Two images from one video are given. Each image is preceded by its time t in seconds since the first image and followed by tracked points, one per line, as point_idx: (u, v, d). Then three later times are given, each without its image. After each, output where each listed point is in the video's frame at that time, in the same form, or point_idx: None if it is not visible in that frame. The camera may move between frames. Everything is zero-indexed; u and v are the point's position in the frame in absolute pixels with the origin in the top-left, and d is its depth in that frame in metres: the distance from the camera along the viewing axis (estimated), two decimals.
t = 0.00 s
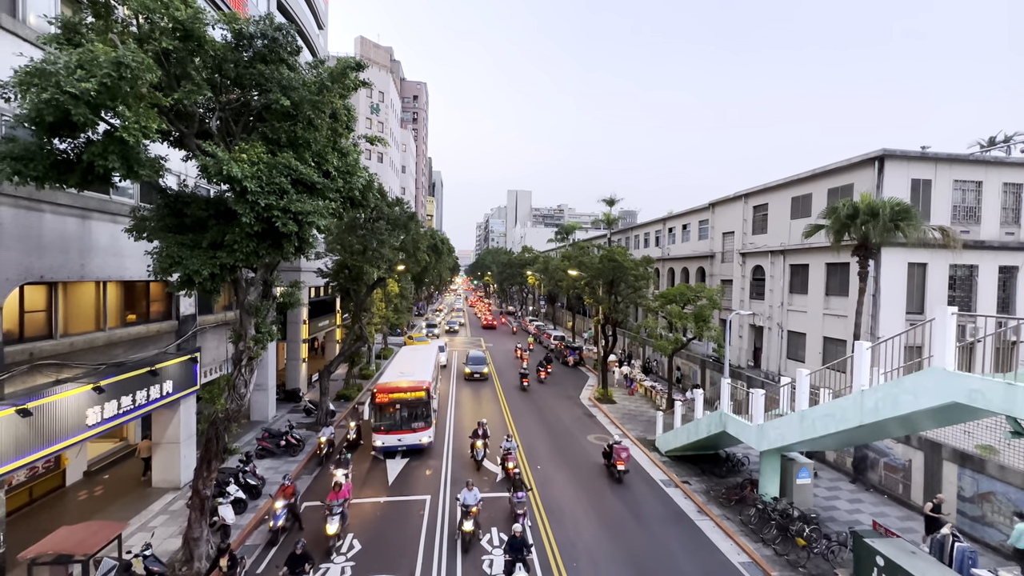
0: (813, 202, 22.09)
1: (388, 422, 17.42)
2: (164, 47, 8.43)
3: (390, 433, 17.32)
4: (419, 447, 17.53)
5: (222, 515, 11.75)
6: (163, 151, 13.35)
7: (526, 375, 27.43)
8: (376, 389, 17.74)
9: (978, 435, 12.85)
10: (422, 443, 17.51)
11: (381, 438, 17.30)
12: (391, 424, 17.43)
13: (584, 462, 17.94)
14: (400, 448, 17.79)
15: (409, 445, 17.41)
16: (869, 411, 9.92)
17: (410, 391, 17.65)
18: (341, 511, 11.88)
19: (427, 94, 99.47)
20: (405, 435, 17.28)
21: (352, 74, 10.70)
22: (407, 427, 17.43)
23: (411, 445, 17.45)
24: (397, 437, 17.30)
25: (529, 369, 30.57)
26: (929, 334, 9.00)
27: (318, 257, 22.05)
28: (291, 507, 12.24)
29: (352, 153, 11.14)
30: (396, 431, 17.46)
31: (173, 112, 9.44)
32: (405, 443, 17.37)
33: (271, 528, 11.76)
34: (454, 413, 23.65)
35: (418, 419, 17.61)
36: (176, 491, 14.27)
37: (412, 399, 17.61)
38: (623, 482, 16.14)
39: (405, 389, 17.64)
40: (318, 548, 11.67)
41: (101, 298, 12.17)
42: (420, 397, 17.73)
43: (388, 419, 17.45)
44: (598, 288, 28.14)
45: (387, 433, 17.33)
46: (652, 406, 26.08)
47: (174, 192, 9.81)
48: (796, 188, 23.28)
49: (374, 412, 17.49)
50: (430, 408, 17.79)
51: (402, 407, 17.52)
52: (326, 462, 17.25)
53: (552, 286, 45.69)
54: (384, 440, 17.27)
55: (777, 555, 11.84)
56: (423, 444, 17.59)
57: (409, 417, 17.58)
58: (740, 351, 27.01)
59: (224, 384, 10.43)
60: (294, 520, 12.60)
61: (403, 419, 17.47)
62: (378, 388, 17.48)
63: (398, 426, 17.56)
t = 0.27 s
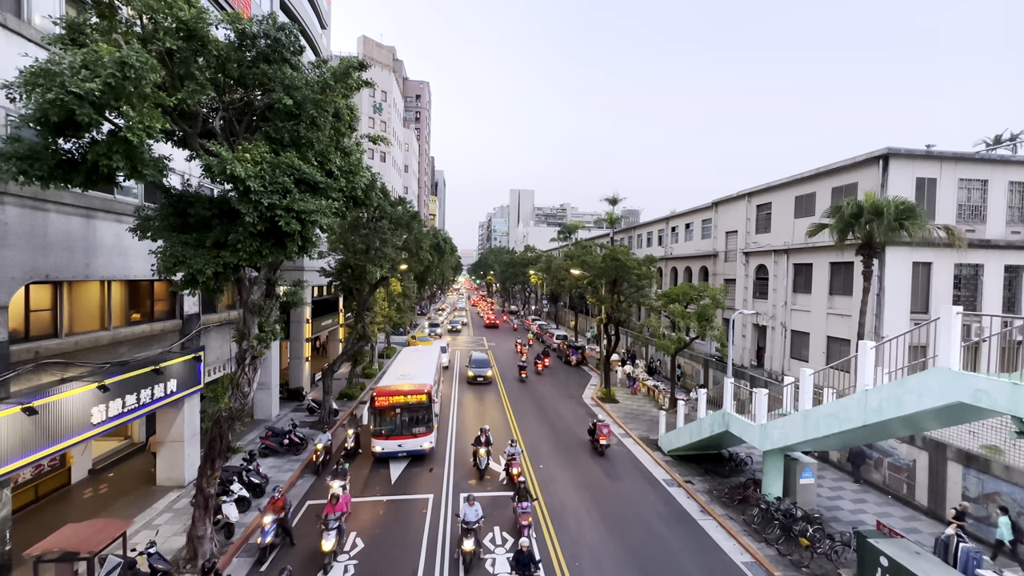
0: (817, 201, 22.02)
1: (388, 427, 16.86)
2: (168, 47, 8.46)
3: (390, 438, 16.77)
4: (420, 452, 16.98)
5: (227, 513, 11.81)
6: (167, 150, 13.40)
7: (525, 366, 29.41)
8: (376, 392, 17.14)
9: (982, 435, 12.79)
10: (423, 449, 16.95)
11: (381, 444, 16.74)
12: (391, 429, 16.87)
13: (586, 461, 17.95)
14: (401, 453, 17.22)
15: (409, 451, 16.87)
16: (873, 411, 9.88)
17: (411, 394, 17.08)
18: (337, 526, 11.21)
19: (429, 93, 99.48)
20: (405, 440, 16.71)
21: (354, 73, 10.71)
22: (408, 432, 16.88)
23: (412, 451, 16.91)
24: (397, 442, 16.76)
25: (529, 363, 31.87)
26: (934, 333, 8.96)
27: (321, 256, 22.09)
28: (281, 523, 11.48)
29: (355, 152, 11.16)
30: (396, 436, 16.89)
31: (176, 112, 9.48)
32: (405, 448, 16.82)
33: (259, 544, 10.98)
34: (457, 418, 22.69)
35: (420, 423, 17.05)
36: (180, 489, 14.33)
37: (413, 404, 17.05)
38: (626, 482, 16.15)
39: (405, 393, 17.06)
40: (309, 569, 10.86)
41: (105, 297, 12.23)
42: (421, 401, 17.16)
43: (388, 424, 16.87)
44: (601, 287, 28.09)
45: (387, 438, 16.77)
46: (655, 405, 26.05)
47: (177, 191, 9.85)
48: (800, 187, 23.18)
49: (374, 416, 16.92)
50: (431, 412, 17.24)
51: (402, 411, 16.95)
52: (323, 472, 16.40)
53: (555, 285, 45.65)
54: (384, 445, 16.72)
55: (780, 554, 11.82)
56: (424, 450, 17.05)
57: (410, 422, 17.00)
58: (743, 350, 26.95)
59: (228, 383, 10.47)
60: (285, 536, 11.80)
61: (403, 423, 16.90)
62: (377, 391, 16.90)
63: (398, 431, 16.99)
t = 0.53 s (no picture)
0: (821, 200, 21.94)
1: (387, 432, 16.21)
2: (171, 47, 8.50)
3: (391, 444, 16.11)
4: (421, 459, 16.35)
5: (230, 512, 11.87)
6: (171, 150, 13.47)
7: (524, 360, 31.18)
8: (375, 396, 16.47)
9: (988, 436, 12.73)
10: (425, 455, 16.32)
11: (381, 450, 16.08)
12: (391, 434, 16.22)
13: (589, 461, 17.95)
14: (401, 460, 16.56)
15: (410, 458, 16.23)
16: (877, 412, 9.85)
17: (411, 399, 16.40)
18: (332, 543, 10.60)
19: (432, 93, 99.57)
20: (406, 446, 16.06)
21: (357, 73, 10.74)
22: (408, 438, 16.23)
23: (413, 458, 16.27)
24: (398, 449, 16.10)
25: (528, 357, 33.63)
26: (939, 333, 8.92)
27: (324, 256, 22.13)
28: (269, 539, 10.68)
29: (358, 152, 11.18)
30: (396, 441, 16.22)
31: (180, 112, 9.52)
32: (406, 455, 16.18)
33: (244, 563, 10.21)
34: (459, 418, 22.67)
35: (421, 429, 16.40)
36: (185, 488, 14.41)
37: (414, 408, 16.39)
38: (628, 481, 16.15)
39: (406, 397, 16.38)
40: None
41: (111, 296, 12.30)
42: (422, 406, 16.49)
43: (388, 429, 16.21)
44: (604, 287, 28.06)
45: (387, 444, 16.11)
46: (658, 405, 26.02)
47: (181, 191, 9.90)
48: (804, 186, 23.09)
49: (373, 421, 16.26)
50: (433, 417, 16.59)
51: (403, 416, 16.29)
52: (318, 481, 15.56)
53: (557, 285, 45.63)
54: (383, 451, 16.06)
55: (783, 555, 11.79)
56: (425, 456, 16.42)
57: (411, 427, 16.33)
58: (747, 350, 26.88)
59: (232, 382, 10.51)
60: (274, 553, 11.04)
61: (404, 428, 16.25)
62: (377, 395, 16.25)
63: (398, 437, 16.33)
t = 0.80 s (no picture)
0: (825, 199, 21.87)
1: (387, 438, 15.44)
2: (175, 48, 8.54)
3: (390, 451, 15.33)
4: (421, 466, 15.54)
5: (234, 510, 11.92)
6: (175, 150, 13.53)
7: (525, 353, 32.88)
8: (375, 400, 15.73)
9: (993, 436, 12.66)
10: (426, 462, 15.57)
11: (379, 456, 15.30)
12: (391, 440, 15.45)
13: (591, 460, 17.95)
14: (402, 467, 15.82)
15: (410, 465, 15.42)
16: (881, 412, 9.82)
17: (412, 403, 15.63)
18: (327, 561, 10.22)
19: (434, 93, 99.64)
20: (406, 454, 15.29)
21: (360, 72, 10.76)
22: (408, 444, 15.43)
23: (414, 465, 15.47)
24: (398, 455, 15.31)
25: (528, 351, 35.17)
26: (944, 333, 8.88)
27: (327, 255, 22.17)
28: (256, 557, 10.36)
29: (361, 152, 11.20)
30: (396, 448, 15.45)
31: (184, 113, 9.57)
32: (406, 462, 15.38)
33: None
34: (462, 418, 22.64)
35: (422, 435, 15.57)
36: (189, 487, 14.47)
37: (414, 413, 15.60)
38: (631, 481, 16.16)
39: (406, 401, 15.62)
40: None
41: (115, 295, 12.36)
42: (423, 410, 15.69)
43: (387, 435, 15.44)
44: (606, 286, 28.03)
45: (386, 451, 15.33)
46: (660, 404, 25.98)
47: (186, 191, 9.94)
48: (808, 186, 23.01)
49: (372, 426, 15.52)
50: (434, 422, 15.75)
51: (403, 421, 15.50)
52: (313, 491, 14.77)
53: (560, 285, 45.60)
54: (383, 458, 15.29)
55: (787, 555, 11.76)
56: (426, 463, 15.61)
57: (411, 433, 15.53)
58: (750, 350, 26.82)
59: (236, 381, 10.55)
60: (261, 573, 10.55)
61: (404, 434, 15.47)
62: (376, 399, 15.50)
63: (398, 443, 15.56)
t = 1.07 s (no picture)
0: (829, 198, 21.81)
1: (386, 445, 14.86)
2: (180, 48, 8.59)
3: (390, 458, 14.78)
4: (422, 474, 15.02)
5: (238, 509, 11.97)
6: (178, 150, 13.59)
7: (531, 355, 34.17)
8: (373, 405, 15.09)
9: (999, 437, 12.60)
10: (427, 470, 15.00)
11: (378, 464, 14.76)
12: (390, 448, 14.89)
13: (594, 460, 17.95)
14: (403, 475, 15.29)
15: (411, 473, 14.91)
16: (886, 412, 9.78)
17: (412, 408, 15.02)
18: None
19: (437, 93, 99.70)
20: (406, 462, 14.73)
21: (363, 73, 10.80)
22: (409, 452, 14.89)
23: (414, 473, 14.95)
24: (398, 463, 14.78)
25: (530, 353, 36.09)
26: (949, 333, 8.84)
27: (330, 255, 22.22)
28: None
29: (364, 151, 11.23)
30: (395, 456, 14.90)
31: (188, 113, 9.61)
32: (406, 470, 14.86)
33: None
34: (465, 418, 22.64)
35: (423, 441, 15.02)
36: (193, 485, 14.54)
37: (415, 419, 15.02)
38: (633, 480, 16.17)
39: (406, 407, 15.00)
40: None
41: (120, 295, 12.43)
42: (423, 416, 15.09)
43: (387, 442, 14.91)
44: (609, 286, 28.00)
45: (386, 458, 14.77)
46: (663, 404, 25.96)
47: (190, 191, 9.99)
48: (811, 185, 22.93)
49: (371, 433, 14.91)
50: (435, 429, 15.20)
51: (403, 428, 14.93)
52: (308, 502, 13.95)
53: (563, 284, 45.60)
54: (382, 466, 14.75)
55: (790, 556, 11.75)
56: (427, 471, 15.07)
57: (411, 440, 14.96)
58: (753, 350, 26.77)
59: (240, 380, 10.59)
60: None
61: (404, 441, 14.91)
62: (375, 405, 14.88)
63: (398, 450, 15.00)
